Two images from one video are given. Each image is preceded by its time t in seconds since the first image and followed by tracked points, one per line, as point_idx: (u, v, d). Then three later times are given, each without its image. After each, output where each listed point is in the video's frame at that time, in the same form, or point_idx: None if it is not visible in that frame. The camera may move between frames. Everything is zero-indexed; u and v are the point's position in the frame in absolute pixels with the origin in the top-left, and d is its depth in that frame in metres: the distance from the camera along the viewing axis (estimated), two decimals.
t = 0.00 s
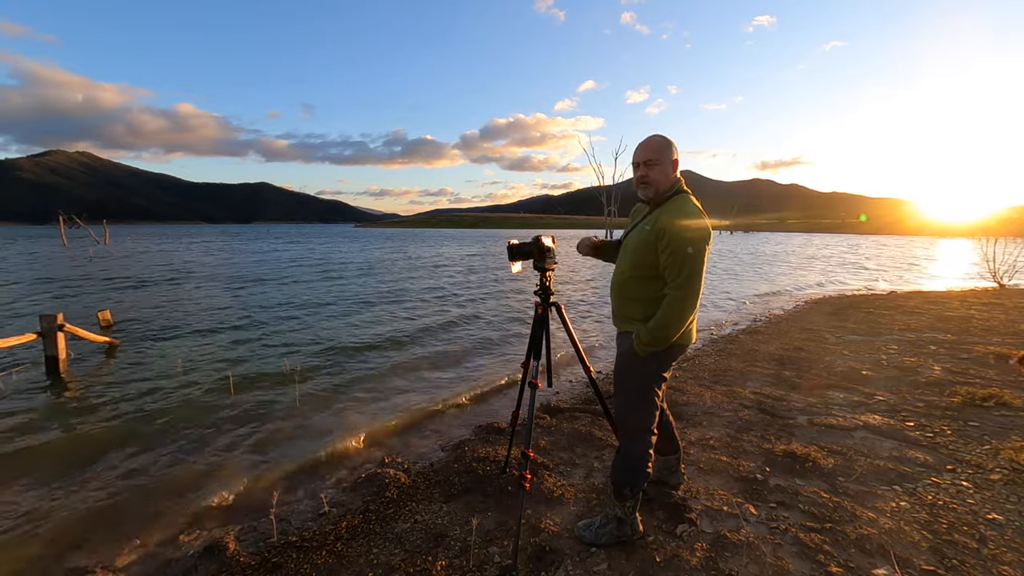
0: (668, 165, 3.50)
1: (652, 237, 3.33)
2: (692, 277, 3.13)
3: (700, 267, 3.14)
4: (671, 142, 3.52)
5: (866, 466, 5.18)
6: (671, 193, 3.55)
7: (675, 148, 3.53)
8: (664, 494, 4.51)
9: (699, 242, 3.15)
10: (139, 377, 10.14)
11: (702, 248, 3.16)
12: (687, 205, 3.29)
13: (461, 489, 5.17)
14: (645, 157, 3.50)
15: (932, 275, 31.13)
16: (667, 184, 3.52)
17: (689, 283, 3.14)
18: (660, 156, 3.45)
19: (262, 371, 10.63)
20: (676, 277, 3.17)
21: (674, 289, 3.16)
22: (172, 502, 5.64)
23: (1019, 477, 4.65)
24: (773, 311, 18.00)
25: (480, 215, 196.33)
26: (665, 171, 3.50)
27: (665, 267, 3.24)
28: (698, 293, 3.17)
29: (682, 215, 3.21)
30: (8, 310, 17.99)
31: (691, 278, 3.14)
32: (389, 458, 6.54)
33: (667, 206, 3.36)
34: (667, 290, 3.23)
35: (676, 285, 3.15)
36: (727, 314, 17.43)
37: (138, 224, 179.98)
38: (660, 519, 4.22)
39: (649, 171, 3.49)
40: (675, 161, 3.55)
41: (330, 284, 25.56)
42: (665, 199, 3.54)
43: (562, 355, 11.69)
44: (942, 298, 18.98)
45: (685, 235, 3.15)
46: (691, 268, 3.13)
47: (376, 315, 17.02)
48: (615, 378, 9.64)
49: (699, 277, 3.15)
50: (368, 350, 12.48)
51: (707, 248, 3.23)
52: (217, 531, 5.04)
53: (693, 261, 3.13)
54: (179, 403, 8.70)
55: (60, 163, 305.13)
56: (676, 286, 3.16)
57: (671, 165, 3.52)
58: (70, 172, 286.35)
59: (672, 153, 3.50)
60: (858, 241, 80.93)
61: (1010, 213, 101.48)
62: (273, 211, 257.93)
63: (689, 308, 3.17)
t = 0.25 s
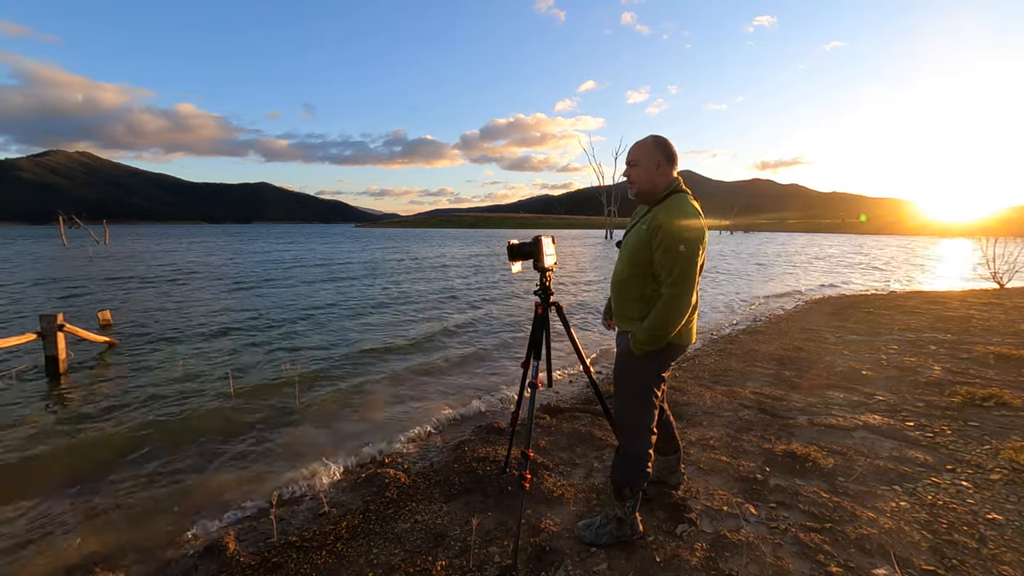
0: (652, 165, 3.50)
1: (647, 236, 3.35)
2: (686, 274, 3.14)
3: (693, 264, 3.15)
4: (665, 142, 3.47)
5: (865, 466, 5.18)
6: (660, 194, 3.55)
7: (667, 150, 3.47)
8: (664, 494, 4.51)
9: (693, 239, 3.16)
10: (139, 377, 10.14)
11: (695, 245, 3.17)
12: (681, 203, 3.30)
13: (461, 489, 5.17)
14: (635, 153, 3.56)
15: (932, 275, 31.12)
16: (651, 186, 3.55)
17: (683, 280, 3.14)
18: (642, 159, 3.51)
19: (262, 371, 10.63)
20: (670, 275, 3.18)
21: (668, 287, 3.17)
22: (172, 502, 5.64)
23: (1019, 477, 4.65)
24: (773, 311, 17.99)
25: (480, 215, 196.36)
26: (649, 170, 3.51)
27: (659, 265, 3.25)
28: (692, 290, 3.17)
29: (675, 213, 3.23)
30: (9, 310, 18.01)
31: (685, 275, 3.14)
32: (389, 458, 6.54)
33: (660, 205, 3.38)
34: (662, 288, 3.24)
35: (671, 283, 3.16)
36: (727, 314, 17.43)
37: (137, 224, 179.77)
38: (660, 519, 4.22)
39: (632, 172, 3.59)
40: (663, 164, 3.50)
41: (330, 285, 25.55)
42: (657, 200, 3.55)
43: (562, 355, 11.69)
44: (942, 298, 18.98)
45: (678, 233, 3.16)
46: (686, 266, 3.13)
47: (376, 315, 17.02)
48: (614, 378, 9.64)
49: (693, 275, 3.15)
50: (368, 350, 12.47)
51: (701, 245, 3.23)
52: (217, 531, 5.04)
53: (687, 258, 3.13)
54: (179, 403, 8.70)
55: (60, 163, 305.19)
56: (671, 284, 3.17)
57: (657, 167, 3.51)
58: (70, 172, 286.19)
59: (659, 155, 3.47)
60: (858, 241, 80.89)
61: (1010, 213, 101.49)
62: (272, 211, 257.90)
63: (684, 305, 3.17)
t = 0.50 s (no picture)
0: (646, 165, 3.50)
1: (642, 233, 3.36)
2: (680, 271, 3.14)
3: (687, 261, 3.13)
4: (659, 142, 3.47)
5: (866, 465, 5.18)
6: (654, 194, 3.56)
7: (662, 150, 3.47)
8: (664, 494, 4.51)
9: (686, 234, 3.16)
10: (139, 377, 10.15)
11: (690, 242, 3.16)
12: (674, 200, 3.31)
13: (461, 490, 5.16)
14: (630, 154, 3.58)
15: (933, 275, 31.12)
16: (645, 186, 3.56)
17: (677, 276, 3.14)
18: (636, 158, 3.52)
19: (262, 371, 10.63)
20: (664, 272, 3.18)
21: (663, 284, 3.18)
22: (172, 502, 5.64)
23: (1020, 477, 4.65)
24: (773, 311, 17.99)
25: (480, 215, 196.38)
26: (642, 170, 3.52)
27: (654, 263, 3.26)
28: (687, 287, 3.16)
29: (669, 210, 3.23)
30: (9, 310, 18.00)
31: (679, 272, 3.14)
32: (389, 458, 6.54)
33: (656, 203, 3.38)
34: (657, 285, 3.25)
35: (665, 280, 3.16)
36: (727, 314, 17.42)
37: (137, 224, 179.75)
38: (660, 519, 4.22)
39: (626, 171, 3.61)
40: (657, 164, 3.50)
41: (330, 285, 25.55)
42: (652, 199, 3.56)
43: (563, 355, 11.69)
44: (943, 298, 18.97)
45: (671, 230, 3.16)
46: (679, 263, 3.13)
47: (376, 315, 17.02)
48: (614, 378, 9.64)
49: (687, 272, 3.14)
50: (369, 350, 12.46)
51: (696, 241, 3.23)
52: (217, 530, 5.05)
53: (680, 255, 3.13)
54: (179, 403, 8.70)
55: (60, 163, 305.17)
56: (665, 280, 3.17)
57: (651, 167, 3.51)
58: (70, 172, 286.16)
59: (654, 155, 3.48)
60: (858, 241, 80.86)
61: (1010, 213, 101.47)
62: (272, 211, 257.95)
63: (680, 301, 3.17)
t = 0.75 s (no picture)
0: (644, 164, 3.50)
1: (640, 233, 3.37)
2: (676, 270, 3.14)
3: (683, 261, 3.13)
4: (657, 142, 3.47)
5: (865, 466, 5.18)
6: (653, 193, 3.56)
7: (660, 150, 3.47)
8: (664, 494, 4.51)
9: (682, 233, 3.16)
10: (139, 377, 10.16)
11: (686, 241, 3.16)
12: (671, 200, 3.32)
13: (461, 490, 5.17)
14: (627, 154, 3.59)
15: (933, 275, 31.12)
16: (642, 186, 3.57)
17: (672, 274, 3.14)
18: (634, 158, 3.52)
19: (262, 371, 10.63)
20: (660, 271, 3.19)
21: (659, 284, 3.17)
22: (172, 502, 5.64)
23: (1019, 477, 4.65)
24: (773, 311, 17.99)
25: (480, 215, 196.35)
26: (640, 170, 3.52)
27: (650, 262, 3.27)
28: (683, 287, 3.15)
29: (667, 210, 3.23)
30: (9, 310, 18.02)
31: (675, 271, 3.14)
32: (389, 458, 6.54)
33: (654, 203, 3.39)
34: (653, 285, 3.25)
35: (660, 278, 3.17)
36: (727, 314, 17.42)
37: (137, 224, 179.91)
38: (660, 519, 4.22)
39: (624, 172, 3.63)
40: (655, 164, 3.51)
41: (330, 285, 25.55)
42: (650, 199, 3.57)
43: (563, 355, 11.68)
44: (943, 298, 18.97)
45: (668, 230, 3.17)
46: (675, 262, 3.13)
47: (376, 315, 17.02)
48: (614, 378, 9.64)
49: (683, 270, 3.14)
50: (369, 350, 12.45)
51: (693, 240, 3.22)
52: (217, 531, 5.05)
53: (676, 254, 3.13)
54: (179, 403, 8.70)
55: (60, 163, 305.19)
56: (660, 279, 3.18)
57: (649, 167, 3.51)
58: (70, 172, 286.26)
59: (652, 155, 3.48)
60: (858, 241, 80.85)
61: (1010, 213, 101.45)
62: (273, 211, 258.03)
63: (676, 299, 3.16)
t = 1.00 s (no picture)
0: (643, 164, 3.50)
1: (639, 234, 3.37)
2: (675, 270, 3.14)
3: (682, 261, 3.14)
4: (656, 142, 3.47)
5: (865, 465, 5.18)
6: (651, 193, 3.56)
7: (658, 150, 3.47)
8: (664, 494, 4.51)
9: (681, 234, 3.15)
10: (139, 377, 10.16)
11: (685, 242, 3.16)
12: (670, 200, 3.31)
13: (461, 490, 5.16)
14: (625, 153, 3.59)
15: (933, 275, 31.15)
16: (641, 186, 3.57)
17: (672, 275, 3.14)
18: (633, 158, 3.53)
19: (261, 371, 10.62)
20: (659, 272, 3.19)
21: (658, 285, 3.18)
22: (172, 502, 5.64)
23: (1019, 477, 4.65)
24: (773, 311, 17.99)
25: (480, 215, 196.35)
26: (639, 170, 3.52)
27: (649, 263, 3.27)
28: (682, 288, 3.16)
29: (666, 210, 3.23)
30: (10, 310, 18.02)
31: (674, 272, 3.14)
32: (389, 458, 6.54)
33: (653, 203, 3.38)
34: (652, 286, 3.25)
35: (660, 279, 3.17)
36: (727, 314, 17.41)
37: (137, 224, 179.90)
38: (660, 519, 4.22)
39: (622, 173, 3.63)
40: (654, 163, 3.51)
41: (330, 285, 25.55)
42: (649, 199, 3.57)
43: (563, 355, 11.68)
44: (943, 298, 18.97)
45: (666, 231, 3.17)
46: (674, 264, 3.13)
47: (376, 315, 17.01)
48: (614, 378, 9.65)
49: (682, 271, 3.14)
50: (369, 350, 12.44)
51: (692, 241, 3.22)
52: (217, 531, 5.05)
53: (675, 255, 3.13)
54: (179, 403, 8.70)
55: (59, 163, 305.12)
56: (660, 280, 3.18)
57: (648, 167, 3.51)
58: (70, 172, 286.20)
59: (651, 155, 3.48)
60: (858, 241, 80.91)
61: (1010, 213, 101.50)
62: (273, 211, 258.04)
63: (675, 301, 3.17)
